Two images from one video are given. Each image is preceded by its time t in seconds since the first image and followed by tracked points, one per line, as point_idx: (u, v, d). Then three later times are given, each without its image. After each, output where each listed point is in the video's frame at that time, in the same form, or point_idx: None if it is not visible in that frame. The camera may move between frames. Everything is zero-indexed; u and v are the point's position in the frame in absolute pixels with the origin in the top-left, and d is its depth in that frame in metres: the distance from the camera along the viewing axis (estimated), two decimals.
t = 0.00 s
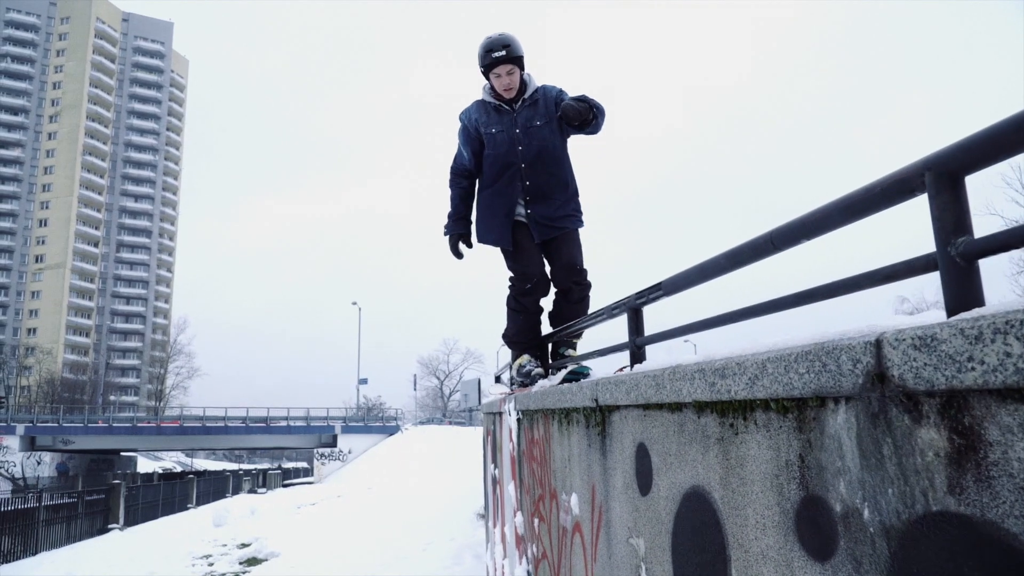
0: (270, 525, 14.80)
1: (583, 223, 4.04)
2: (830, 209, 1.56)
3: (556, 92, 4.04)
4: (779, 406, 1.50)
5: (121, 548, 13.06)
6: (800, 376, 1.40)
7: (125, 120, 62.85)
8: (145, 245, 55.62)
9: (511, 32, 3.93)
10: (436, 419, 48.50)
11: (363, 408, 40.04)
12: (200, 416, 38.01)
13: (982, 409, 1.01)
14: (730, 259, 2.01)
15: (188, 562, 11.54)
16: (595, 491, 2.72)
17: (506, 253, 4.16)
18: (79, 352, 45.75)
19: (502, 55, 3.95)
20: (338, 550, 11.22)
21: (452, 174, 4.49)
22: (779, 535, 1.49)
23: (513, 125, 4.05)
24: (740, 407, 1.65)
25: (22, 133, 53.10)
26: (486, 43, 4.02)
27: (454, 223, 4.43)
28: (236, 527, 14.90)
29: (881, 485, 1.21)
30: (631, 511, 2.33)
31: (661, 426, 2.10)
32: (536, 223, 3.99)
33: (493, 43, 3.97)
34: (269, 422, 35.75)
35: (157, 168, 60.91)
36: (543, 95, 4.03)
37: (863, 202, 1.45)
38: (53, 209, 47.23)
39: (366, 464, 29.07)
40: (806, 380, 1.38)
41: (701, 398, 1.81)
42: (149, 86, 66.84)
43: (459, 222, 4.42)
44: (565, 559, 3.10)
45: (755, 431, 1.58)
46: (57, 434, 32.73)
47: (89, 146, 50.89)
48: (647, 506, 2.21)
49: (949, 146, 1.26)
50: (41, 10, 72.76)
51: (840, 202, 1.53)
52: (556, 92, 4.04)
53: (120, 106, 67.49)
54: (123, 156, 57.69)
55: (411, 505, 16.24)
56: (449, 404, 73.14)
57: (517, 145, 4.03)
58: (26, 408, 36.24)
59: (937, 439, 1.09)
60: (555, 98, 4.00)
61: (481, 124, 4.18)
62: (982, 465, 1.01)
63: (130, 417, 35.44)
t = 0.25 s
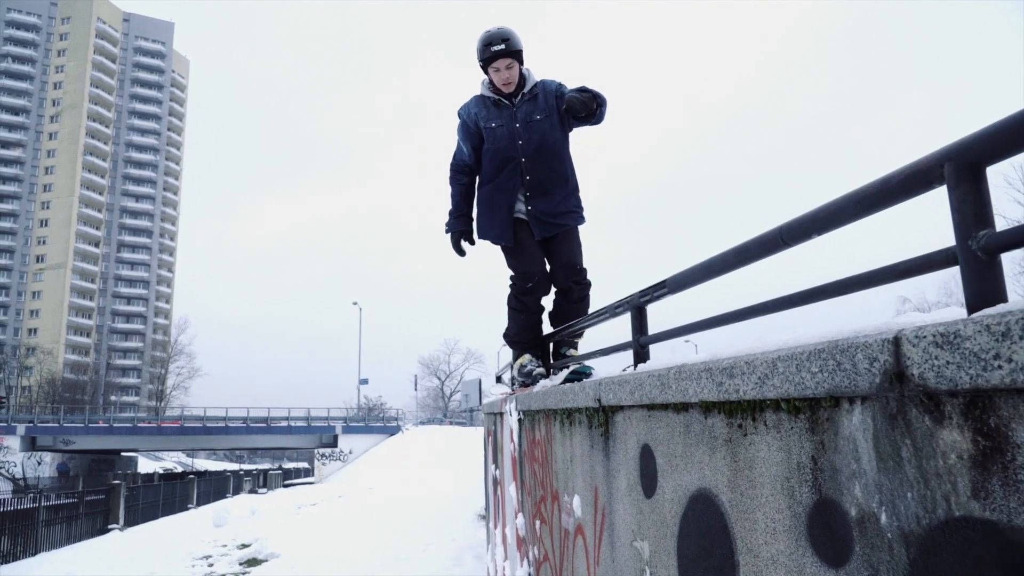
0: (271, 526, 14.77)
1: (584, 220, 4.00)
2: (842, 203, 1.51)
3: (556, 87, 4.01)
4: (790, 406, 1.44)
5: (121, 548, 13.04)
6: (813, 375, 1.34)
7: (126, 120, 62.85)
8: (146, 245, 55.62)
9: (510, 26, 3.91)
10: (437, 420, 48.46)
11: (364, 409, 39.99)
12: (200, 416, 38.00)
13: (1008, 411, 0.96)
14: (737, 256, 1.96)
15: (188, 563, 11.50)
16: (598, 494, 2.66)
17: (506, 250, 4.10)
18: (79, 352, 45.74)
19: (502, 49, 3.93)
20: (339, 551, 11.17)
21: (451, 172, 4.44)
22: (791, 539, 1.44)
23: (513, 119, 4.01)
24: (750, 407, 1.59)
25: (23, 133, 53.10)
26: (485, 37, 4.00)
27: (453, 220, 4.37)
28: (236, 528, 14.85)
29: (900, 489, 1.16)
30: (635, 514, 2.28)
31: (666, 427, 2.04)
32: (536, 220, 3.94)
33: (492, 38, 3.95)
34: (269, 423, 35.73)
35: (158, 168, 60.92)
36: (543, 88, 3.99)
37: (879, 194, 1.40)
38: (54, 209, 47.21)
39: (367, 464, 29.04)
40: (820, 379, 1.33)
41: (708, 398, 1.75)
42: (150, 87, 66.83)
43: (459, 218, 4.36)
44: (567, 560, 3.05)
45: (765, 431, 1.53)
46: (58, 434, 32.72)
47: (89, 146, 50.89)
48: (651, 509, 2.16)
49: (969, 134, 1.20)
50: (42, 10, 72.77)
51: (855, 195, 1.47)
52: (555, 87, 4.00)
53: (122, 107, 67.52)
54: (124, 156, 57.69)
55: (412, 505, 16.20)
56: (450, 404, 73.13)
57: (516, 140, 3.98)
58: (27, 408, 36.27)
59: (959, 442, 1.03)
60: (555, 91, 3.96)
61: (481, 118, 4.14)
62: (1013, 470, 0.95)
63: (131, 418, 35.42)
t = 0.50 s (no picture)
0: (271, 526, 14.75)
1: (586, 214, 3.94)
2: (857, 194, 1.47)
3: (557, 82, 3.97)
4: (803, 403, 1.40)
5: (121, 548, 13.01)
6: (829, 371, 1.29)
7: (126, 120, 62.86)
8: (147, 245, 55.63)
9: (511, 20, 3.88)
10: (438, 420, 48.42)
11: (365, 409, 39.96)
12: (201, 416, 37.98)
13: None
14: (745, 250, 1.92)
15: (189, 562, 11.46)
16: (601, 493, 2.62)
17: (506, 245, 4.06)
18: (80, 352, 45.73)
19: (502, 44, 3.90)
20: (339, 551, 11.13)
21: (450, 167, 4.38)
22: (804, 540, 1.40)
23: (513, 113, 3.96)
24: (761, 404, 1.55)
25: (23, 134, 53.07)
26: (486, 31, 3.96)
27: (452, 215, 4.32)
28: (237, 528, 14.82)
29: (922, 488, 1.11)
30: (641, 513, 2.23)
31: (673, 426, 2.00)
32: (538, 215, 3.90)
33: (493, 33, 3.91)
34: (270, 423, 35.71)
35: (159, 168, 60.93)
36: (544, 83, 3.95)
37: (895, 184, 1.36)
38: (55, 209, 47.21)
39: (367, 464, 29.01)
40: (835, 374, 1.29)
41: (718, 394, 1.71)
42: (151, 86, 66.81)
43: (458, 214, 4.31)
44: (570, 561, 3.00)
45: (778, 429, 1.48)
46: (59, 434, 32.70)
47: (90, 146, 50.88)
48: (658, 509, 2.11)
49: (989, 119, 1.16)
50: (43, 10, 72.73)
51: (871, 184, 1.43)
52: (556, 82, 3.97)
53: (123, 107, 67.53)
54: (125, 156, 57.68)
55: (414, 505, 16.18)
56: (451, 405, 73.12)
57: (517, 134, 3.94)
58: (28, 408, 36.27)
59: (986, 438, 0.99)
60: (555, 86, 3.92)
61: (481, 113, 4.10)
62: None
63: (132, 418, 35.40)
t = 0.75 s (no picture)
0: (271, 526, 14.72)
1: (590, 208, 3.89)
2: (879, 182, 1.41)
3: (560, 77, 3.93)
4: (824, 399, 1.34)
5: (122, 549, 12.97)
6: (852, 366, 1.23)
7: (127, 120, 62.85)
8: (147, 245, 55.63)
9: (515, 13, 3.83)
10: (439, 420, 48.38)
11: (365, 409, 39.93)
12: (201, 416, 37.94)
13: None
14: (758, 244, 1.86)
15: (188, 563, 11.41)
16: (608, 493, 2.56)
17: (510, 241, 4.00)
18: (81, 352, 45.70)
19: (506, 38, 3.85)
20: (339, 551, 11.08)
21: (450, 163, 4.31)
22: (824, 542, 1.34)
23: (516, 107, 3.92)
24: (778, 401, 1.49)
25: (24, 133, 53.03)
26: (488, 25, 3.91)
27: (452, 210, 4.25)
28: (237, 528, 14.78)
29: (955, 489, 1.05)
30: (649, 514, 2.17)
31: (683, 425, 1.94)
32: (541, 210, 3.85)
33: (496, 27, 3.87)
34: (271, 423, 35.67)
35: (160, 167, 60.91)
36: (548, 77, 3.91)
37: (921, 171, 1.30)
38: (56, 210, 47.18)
39: (368, 464, 28.98)
40: (858, 368, 1.23)
41: (730, 392, 1.65)
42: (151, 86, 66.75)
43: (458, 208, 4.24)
44: (575, 563, 2.94)
45: (796, 427, 1.42)
46: (59, 434, 32.64)
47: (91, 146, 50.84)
48: (665, 508, 2.05)
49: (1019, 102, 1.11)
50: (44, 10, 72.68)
51: (894, 170, 1.37)
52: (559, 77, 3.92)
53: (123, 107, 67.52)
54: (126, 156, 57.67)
55: (414, 506, 16.15)
56: (451, 405, 73.15)
57: (520, 128, 3.88)
58: (28, 408, 36.23)
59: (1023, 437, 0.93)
60: (558, 80, 3.88)
61: (483, 107, 4.06)
62: None
63: (132, 417, 35.34)
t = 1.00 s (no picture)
0: (271, 526, 14.69)
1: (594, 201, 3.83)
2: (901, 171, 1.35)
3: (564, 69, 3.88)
4: (846, 396, 1.29)
5: (122, 549, 12.93)
6: (878, 361, 1.18)
7: (128, 120, 62.84)
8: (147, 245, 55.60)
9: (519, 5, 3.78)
10: (439, 420, 48.32)
11: (366, 409, 39.87)
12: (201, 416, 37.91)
13: None
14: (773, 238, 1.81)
15: (189, 564, 11.38)
16: (616, 494, 2.50)
17: (514, 236, 3.94)
18: (81, 352, 45.67)
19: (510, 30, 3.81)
20: (340, 551, 11.04)
21: (451, 158, 4.24)
22: (848, 546, 1.29)
23: (520, 100, 3.87)
24: (798, 399, 1.43)
25: (25, 133, 53.00)
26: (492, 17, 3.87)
27: (453, 205, 4.17)
28: (237, 528, 14.74)
29: (992, 491, 1.00)
30: (660, 515, 2.11)
31: (695, 423, 1.89)
32: (546, 203, 3.80)
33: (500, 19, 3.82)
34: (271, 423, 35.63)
35: (160, 168, 60.90)
36: (552, 70, 3.87)
37: (947, 160, 1.24)
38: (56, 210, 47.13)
39: (368, 464, 28.93)
40: (885, 363, 1.17)
41: (747, 389, 1.59)
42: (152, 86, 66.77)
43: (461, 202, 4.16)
44: (582, 564, 2.89)
45: (817, 426, 1.37)
46: (60, 434, 32.60)
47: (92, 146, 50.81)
48: (677, 510, 1.99)
49: None
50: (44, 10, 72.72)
51: (918, 159, 1.31)
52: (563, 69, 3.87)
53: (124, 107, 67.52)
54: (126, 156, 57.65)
55: (414, 507, 16.08)
56: (452, 405, 73.06)
57: (524, 121, 3.84)
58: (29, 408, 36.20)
59: None
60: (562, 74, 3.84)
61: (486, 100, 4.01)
62: None
63: (133, 417, 35.31)
